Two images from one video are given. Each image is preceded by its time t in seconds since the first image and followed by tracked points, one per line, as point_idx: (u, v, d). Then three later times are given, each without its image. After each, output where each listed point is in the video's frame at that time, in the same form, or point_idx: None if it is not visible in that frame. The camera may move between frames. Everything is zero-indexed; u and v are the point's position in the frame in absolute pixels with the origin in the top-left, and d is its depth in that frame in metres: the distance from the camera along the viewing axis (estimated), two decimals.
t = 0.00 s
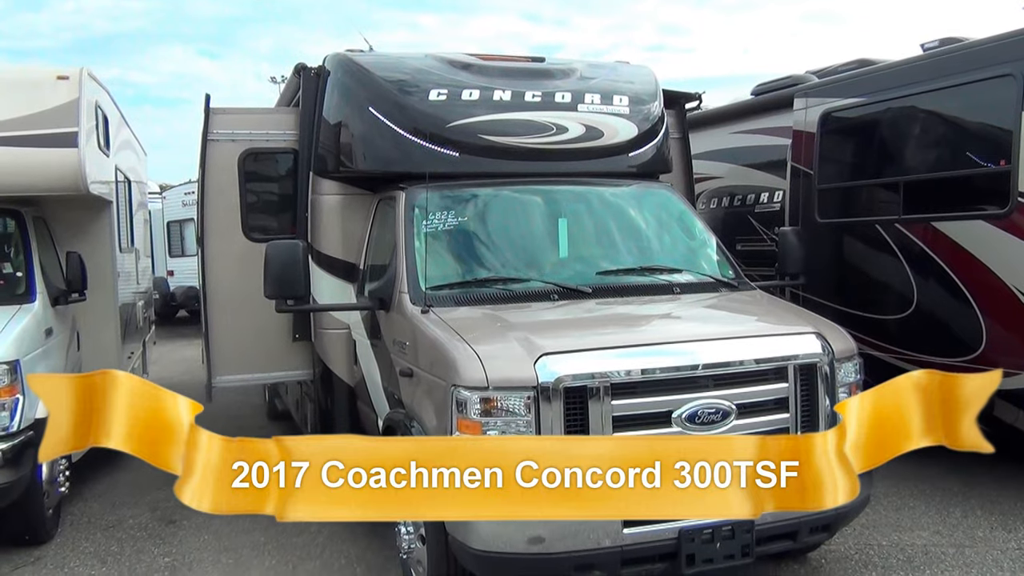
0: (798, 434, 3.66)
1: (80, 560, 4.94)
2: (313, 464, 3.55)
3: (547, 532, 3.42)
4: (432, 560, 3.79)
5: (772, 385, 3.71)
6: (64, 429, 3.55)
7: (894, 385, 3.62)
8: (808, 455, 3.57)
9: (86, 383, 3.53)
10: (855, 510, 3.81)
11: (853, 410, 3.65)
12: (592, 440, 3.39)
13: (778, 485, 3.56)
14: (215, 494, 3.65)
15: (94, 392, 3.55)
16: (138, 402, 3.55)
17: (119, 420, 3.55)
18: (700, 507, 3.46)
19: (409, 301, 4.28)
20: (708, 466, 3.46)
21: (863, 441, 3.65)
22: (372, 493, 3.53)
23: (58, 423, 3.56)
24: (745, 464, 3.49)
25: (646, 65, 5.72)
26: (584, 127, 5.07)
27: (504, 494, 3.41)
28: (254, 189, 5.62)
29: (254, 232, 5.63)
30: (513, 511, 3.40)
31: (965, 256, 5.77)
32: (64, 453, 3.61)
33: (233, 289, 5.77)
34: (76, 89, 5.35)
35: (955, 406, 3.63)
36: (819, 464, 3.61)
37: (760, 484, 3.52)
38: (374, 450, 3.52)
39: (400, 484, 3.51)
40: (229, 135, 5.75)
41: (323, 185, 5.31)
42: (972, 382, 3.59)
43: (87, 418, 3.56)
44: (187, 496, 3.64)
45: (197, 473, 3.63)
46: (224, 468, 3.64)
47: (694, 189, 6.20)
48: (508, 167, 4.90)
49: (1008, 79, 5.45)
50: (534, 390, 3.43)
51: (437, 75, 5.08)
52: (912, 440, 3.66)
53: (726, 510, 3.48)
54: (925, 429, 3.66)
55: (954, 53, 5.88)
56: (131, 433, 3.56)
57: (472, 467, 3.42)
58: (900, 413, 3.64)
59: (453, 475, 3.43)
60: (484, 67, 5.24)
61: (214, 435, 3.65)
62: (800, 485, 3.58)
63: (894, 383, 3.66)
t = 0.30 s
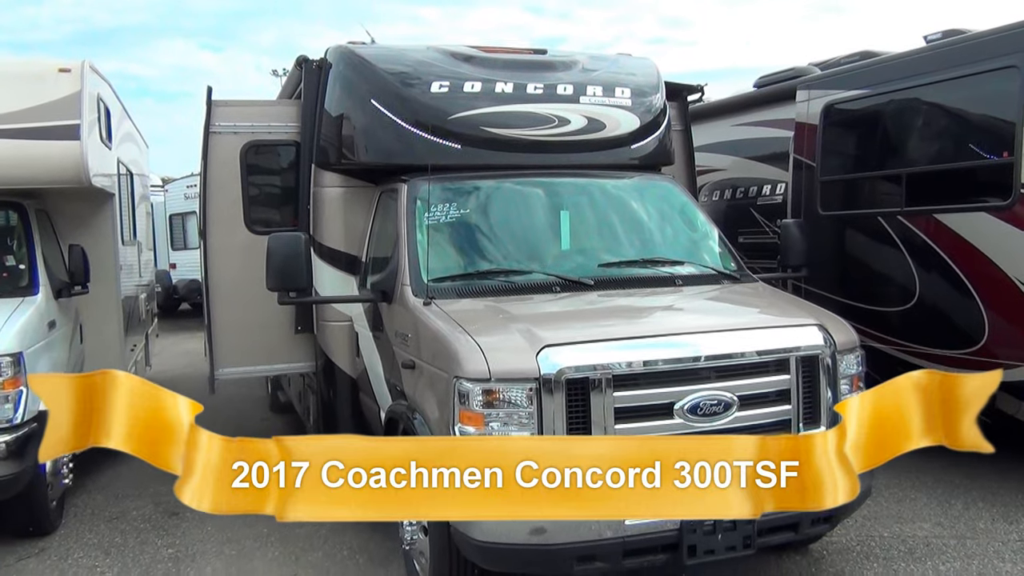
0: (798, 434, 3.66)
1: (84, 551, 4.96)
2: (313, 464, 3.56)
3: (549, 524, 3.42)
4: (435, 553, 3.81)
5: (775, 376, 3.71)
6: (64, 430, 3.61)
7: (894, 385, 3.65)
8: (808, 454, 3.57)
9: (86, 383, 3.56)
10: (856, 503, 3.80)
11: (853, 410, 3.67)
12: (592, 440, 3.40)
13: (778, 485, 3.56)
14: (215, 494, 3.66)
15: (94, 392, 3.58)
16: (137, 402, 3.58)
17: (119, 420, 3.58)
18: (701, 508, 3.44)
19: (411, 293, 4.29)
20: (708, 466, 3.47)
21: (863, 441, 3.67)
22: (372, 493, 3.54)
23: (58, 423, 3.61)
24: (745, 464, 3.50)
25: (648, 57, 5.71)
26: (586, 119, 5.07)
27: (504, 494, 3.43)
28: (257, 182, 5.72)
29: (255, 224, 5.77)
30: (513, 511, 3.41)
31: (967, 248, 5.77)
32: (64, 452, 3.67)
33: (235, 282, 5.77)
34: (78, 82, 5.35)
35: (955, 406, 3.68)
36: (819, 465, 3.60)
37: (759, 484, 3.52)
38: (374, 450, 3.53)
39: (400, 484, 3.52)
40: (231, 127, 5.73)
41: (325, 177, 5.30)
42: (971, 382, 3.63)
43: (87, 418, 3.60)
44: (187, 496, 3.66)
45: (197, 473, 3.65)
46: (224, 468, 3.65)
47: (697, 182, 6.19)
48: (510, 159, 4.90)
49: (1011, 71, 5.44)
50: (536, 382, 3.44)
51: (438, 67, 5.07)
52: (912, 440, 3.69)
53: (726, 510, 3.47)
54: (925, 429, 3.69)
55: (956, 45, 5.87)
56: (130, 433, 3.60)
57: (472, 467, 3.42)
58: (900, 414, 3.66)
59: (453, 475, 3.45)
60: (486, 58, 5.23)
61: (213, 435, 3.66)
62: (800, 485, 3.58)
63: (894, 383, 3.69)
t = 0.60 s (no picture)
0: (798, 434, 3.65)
1: (86, 538, 4.98)
2: (313, 464, 3.57)
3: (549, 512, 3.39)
4: (435, 542, 3.82)
5: (775, 365, 3.71)
6: (64, 430, 3.61)
7: (894, 385, 3.63)
8: (808, 454, 3.56)
9: (86, 384, 3.58)
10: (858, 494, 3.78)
11: (853, 409, 3.64)
12: (593, 440, 3.40)
13: (778, 485, 3.54)
14: (215, 494, 3.67)
15: (94, 392, 3.59)
16: (137, 402, 3.59)
17: (119, 420, 3.58)
18: (700, 508, 3.44)
19: (413, 282, 4.29)
20: (708, 466, 3.46)
21: (863, 441, 3.64)
22: (372, 493, 3.54)
23: (58, 423, 3.62)
24: (745, 464, 3.49)
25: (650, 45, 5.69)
26: (588, 108, 5.05)
27: (504, 494, 3.42)
28: (258, 171, 5.72)
29: (256, 213, 5.77)
30: (513, 511, 3.40)
31: (970, 238, 5.76)
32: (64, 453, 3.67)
33: (237, 271, 5.77)
34: (79, 69, 5.34)
35: (955, 406, 3.66)
36: (819, 464, 3.59)
37: (760, 484, 3.51)
38: (374, 450, 3.53)
39: (400, 484, 3.52)
40: (232, 116, 5.73)
41: (326, 166, 5.28)
42: (971, 382, 3.63)
43: (87, 418, 3.61)
44: (187, 497, 3.68)
45: (197, 474, 3.66)
46: (224, 468, 3.66)
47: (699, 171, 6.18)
48: (511, 148, 4.89)
49: (1015, 61, 5.42)
50: (537, 370, 3.44)
51: (440, 55, 5.05)
52: (912, 440, 3.67)
53: (726, 510, 3.46)
54: (925, 429, 3.68)
55: (960, 34, 5.85)
56: (130, 433, 3.60)
57: (472, 467, 3.43)
58: (901, 414, 3.64)
59: (453, 475, 3.45)
60: (488, 47, 5.21)
61: (214, 435, 3.67)
62: (800, 486, 3.56)
63: (894, 383, 3.68)
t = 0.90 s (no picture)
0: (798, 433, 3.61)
1: (89, 524, 5.00)
2: (313, 464, 3.55)
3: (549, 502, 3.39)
4: (436, 532, 3.84)
5: (776, 355, 3.72)
6: (64, 430, 3.58)
7: (894, 385, 3.57)
8: (808, 454, 3.52)
9: (86, 383, 3.57)
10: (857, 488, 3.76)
11: (853, 409, 3.60)
12: (593, 440, 3.38)
13: (778, 485, 3.51)
14: (215, 494, 3.65)
15: (94, 392, 3.57)
16: (138, 402, 3.57)
17: (120, 420, 3.57)
18: (700, 508, 3.42)
19: (415, 271, 4.29)
20: (708, 466, 3.44)
21: (863, 441, 3.60)
22: (372, 493, 3.52)
23: (58, 423, 3.60)
24: (745, 464, 3.46)
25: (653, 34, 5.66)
26: (590, 97, 5.04)
27: (504, 494, 3.42)
28: (259, 159, 5.71)
29: (259, 201, 5.74)
30: (514, 510, 3.41)
31: (972, 230, 5.74)
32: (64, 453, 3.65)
33: (239, 259, 5.78)
34: (81, 55, 5.33)
35: (955, 406, 3.60)
36: (819, 465, 3.55)
37: (760, 484, 3.49)
38: (374, 451, 3.51)
39: (400, 484, 3.50)
40: (234, 102, 5.71)
41: (328, 154, 5.27)
42: (971, 382, 3.57)
43: (87, 418, 3.59)
44: (187, 496, 3.65)
45: (197, 474, 3.64)
46: (224, 468, 3.63)
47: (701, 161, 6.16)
48: (513, 137, 4.88)
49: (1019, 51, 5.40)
50: (538, 358, 3.44)
51: (442, 42, 5.03)
52: (912, 440, 3.62)
53: (726, 510, 3.44)
54: (925, 429, 3.62)
55: (965, 24, 5.83)
56: (131, 433, 3.58)
57: (472, 467, 3.41)
58: (900, 414, 3.59)
59: (453, 475, 3.44)
60: (490, 35, 5.19)
61: (214, 435, 3.64)
62: (800, 486, 3.52)
63: (894, 383, 3.62)
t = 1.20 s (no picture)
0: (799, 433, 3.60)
1: (89, 510, 5.02)
2: (313, 464, 3.53)
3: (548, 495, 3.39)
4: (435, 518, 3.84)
5: (775, 345, 3.72)
6: (64, 429, 3.65)
7: (895, 385, 3.59)
8: (808, 454, 3.50)
9: (86, 384, 3.61)
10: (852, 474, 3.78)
11: (853, 409, 3.62)
12: (592, 440, 3.38)
13: (778, 485, 3.48)
14: (215, 494, 3.64)
15: (94, 392, 3.62)
16: (137, 403, 3.60)
17: (119, 420, 3.60)
18: (699, 507, 3.42)
19: (414, 259, 4.29)
20: (708, 466, 3.42)
21: (863, 441, 3.60)
22: (372, 493, 3.50)
23: (58, 423, 3.66)
24: (745, 464, 3.44)
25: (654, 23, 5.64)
26: (591, 86, 5.03)
27: (504, 494, 3.42)
28: (259, 147, 5.71)
29: (258, 189, 5.74)
30: (514, 510, 3.41)
31: (972, 221, 5.74)
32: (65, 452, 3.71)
33: (238, 247, 5.77)
34: (80, 41, 5.31)
35: (954, 406, 3.64)
36: (819, 465, 3.53)
37: (760, 484, 3.46)
38: (374, 450, 3.49)
39: (400, 484, 3.49)
40: (234, 90, 5.70)
41: (328, 142, 5.27)
42: (971, 382, 3.61)
43: (87, 418, 3.64)
44: (187, 496, 3.65)
45: (197, 473, 3.64)
46: (224, 468, 3.62)
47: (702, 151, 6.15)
48: (514, 126, 4.88)
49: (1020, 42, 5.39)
50: (537, 347, 3.45)
51: (443, 30, 5.01)
52: (912, 440, 3.64)
53: (726, 510, 3.44)
54: (924, 429, 3.65)
55: (966, 14, 5.81)
56: (130, 433, 3.62)
57: (472, 467, 3.42)
58: (901, 414, 3.61)
59: (453, 475, 3.44)
60: (491, 23, 5.17)
61: (214, 435, 3.64)
62: (800, 486, 3.50)
63: (894, 382, 3.63)
